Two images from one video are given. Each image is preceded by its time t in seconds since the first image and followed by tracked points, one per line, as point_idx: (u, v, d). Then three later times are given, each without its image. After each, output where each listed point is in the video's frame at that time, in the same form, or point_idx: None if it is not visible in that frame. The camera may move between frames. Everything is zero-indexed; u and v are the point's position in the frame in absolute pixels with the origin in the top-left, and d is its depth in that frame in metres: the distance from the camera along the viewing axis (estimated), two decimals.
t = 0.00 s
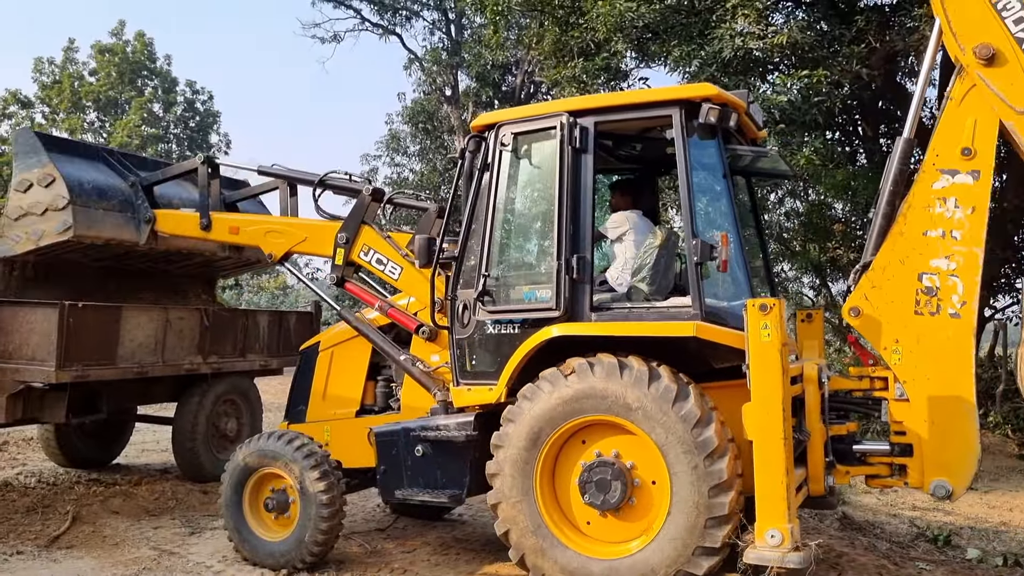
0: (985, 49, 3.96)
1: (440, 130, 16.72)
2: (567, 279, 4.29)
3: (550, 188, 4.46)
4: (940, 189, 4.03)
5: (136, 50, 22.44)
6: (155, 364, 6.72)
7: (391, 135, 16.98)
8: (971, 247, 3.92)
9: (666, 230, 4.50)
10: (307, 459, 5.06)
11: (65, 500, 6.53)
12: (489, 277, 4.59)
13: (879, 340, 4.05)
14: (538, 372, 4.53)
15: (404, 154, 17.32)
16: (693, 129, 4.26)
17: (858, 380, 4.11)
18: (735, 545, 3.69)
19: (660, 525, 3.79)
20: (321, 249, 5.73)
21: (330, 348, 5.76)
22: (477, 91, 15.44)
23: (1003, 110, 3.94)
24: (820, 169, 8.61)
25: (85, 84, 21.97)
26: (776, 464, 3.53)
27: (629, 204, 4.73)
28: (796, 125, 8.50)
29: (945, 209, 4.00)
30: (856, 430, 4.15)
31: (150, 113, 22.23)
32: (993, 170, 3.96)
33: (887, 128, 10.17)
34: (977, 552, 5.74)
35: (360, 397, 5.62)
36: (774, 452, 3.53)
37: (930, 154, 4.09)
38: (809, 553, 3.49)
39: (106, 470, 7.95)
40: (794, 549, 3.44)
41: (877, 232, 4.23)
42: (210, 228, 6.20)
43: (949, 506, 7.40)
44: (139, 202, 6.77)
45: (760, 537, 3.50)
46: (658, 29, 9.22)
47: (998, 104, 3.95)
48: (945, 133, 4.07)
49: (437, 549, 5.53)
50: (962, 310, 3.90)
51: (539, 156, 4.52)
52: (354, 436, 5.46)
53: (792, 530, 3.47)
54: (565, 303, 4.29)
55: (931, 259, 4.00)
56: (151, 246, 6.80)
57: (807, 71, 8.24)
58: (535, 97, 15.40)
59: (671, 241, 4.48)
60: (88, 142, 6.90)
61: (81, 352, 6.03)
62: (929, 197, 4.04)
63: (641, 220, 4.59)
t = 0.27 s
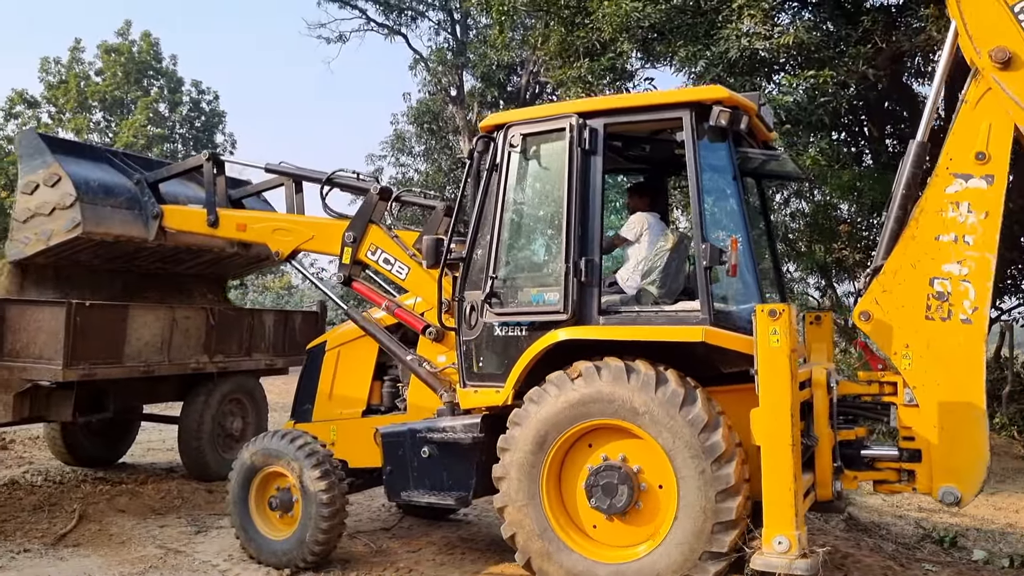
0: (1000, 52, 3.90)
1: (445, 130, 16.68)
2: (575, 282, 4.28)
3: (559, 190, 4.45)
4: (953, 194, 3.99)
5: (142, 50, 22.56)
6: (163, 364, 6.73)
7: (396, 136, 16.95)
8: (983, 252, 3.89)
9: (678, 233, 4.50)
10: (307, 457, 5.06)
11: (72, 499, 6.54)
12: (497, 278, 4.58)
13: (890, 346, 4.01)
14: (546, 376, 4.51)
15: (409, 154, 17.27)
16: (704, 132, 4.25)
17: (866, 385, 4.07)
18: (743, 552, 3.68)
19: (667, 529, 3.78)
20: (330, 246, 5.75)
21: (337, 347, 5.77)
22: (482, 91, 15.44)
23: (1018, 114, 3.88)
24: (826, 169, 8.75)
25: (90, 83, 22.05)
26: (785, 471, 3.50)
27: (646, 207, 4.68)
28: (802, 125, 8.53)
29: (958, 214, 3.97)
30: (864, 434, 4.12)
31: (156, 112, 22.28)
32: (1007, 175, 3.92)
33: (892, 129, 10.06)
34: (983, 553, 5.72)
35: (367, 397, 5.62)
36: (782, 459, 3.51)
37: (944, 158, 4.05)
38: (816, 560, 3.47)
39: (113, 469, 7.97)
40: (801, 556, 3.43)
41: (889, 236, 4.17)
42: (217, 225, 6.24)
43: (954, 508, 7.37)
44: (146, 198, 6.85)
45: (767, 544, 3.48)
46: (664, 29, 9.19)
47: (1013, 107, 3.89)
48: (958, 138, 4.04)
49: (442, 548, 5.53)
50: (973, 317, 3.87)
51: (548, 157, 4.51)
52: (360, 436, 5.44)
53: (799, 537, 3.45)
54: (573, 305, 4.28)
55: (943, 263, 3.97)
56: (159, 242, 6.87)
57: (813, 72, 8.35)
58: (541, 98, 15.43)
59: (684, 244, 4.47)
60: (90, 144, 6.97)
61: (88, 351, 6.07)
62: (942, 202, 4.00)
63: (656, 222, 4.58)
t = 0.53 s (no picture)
0: (991, 51, 3.96)
1: (453, 129, 16.75)
2: (570, 280, 4.33)
3: (553, 190, 4.49)
4: (945, 191, 4.06)
5: (151, 50, 22.70)
6: (172, 363, 6.80)
7: (405, 135, 16.92)
8: (975, 249, 3.94)
9: (673, 230, 4.54)
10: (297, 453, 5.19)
11: (83, 497, 6.62)
12: (494, 275, 4.64)
13: (883, 342, 4.05)
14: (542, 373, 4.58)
15: (418, 153, 17.22)
16: (698, 130, 4.29)
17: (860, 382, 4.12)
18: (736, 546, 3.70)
19: (664, 518, 3.81)
20: (332, 238, 5.80)
21: (336, 346, 5.83)
22: (490, 91, 15.46)
23: (1009, 112, 3.94)
24: (835, 169, 8.52)
25: (100, 83, 22.21)
26: (777, 465, 3.54)
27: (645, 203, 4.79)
28: (810, 125, 8.51)
29: (950, 211, 4.03)
30: (859, 431, 4.17)
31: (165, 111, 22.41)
32: (999, 172, 3.98)
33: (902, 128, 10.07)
34: (992, 554, 5.72)
35: (366, 395, 5.69)
36: (774, 454, 3.54)
37: (936, 156, 4.11)
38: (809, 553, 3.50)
39: (123, 467, 8.05)
40: (793, 551, 3.46)
41: (881, 234, 4.28)
42: (223, 210, 6.34)
43: (962, 509, 7.38)
44: (154, 180, 6.92)
45: (760, 538, 3.51)
46: (673, 28, 9.21)
47: (1004, 105, 3.96)
48: (951, 134, 4.10)
49: (450, 547, 5.58)
50: (965, 313, 3.91)
51: (544, 156, 4.55)
52: (358, 433, 5.48)
53: (792, 531, 3.47)
54: (568, 303, 4.32)
55: (935, 261, 4.01)
56: (165, 224, 6.95)
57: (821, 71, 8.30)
58: (548, 97, 15.39)
59: (678, 241, 4.52)
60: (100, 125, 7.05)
61: (98, 350, 6.15)
62: (934, 199, 4.07)
63: (653, 221, 4.64)
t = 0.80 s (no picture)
0: (993, 61, 3.92)
1: (464, 130, 16.54)
2: (568, 280, 4.34)
3: (554, 190, 4.51)
4: (944, 200, 4.03)
5: (165, 51, 22.86)
6: (186, 363, 6.83)
7: (416, 136, 16.66)
8: (973, 258, 3.93)
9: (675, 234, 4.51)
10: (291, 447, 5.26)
11: (97, 496, 6.67)
12: (494, 275, 4.65)
13: (877, 347, 4.09)
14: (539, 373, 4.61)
15: (430, 154, 17.05)
16: (698, 134, 4.28)
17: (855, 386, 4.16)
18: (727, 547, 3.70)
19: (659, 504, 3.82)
20: (338, 230, 5.87)
21: (339, 341, 5.84)
22: (502, 91, 15.42)
23: (1009, 122, 3.90)
24: (849, 169, 8.42)
25: (115, 84, 22.38)
26: (767, 469, 3.54)
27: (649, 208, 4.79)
28: (825, 124, 8.45)
29: (949, 220, 4.00)
30: (853, 436, 4.24)
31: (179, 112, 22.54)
32: (999, 182, 3.95)
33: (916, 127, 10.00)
34: (1010, 556, 5.68)
35: (367, 390, 5.76)
36: (764, 458, 3.54)
37: (935, 165, 4.09)
38: (797, 556, 3.50)
39: (138, 466, 8.10)
40: (781, 553, 3.45)
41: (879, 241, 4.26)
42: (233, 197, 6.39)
43: (977, 510, 7.34)
44: (166, 167, 6.98)
45: (748, 540, 3.51)
46: (686, 27, 9.18)
47: (1004, 116, 3.91)
48: (951, 143, 4.06)
49: (463, 547, 5.59)
50: (961, 321, 3.91)
51: (545, 156, 4.56)
52: (359, 429, 5.51)
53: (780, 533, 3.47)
54: (566, 302, 4.33)
55: (933, 269, 4.01)
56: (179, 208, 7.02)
57: (836, 70, 8.25)
58: (560, 97, 15.16)
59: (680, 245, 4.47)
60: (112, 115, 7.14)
61: (113, 350, 6.18)
62: (933, 208, 4.04)
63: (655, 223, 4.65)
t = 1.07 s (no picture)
0: (978, 52, 3.93)
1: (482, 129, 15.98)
2: (560, 276, 4.37)
3: (548, 187, 4.53)
4: (933, 191, 4.05)
5: (184, 52, 23.01)
6: (208, 360, 6.65)
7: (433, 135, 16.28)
8: (963, 248, 3.94)
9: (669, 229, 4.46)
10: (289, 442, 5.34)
11: (121, 492, 6.62)
12: (490, 272, 4.69)
13: (871, 341, 4.08)
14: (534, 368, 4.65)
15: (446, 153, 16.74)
16: (688, 130, 4.30)
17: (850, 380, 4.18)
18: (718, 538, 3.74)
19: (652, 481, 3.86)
20: (341, 231, 5.91)
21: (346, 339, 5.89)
22: (519, 89, 15.25)
23: (998, 112, 3.91)
24: (870, 166, 7.91)
25: (135, 84, 22.51)
26: (755, 460, 3.59)
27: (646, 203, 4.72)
28: (845, 121, 8.00)
29: (939, 211, 4.02)
30: (849, 429, 4.22)
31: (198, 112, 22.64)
32: (987, 172, 3.96)
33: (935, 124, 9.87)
34: None
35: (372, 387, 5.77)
36: (753, 449, 3.60)
37: (924, 157, 4.10)
38: (786, 545, 3.54)
39: (159, 464, 8.07)
40: (768, 542, 3.49)
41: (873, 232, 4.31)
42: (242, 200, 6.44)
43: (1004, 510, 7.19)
44: (175, 176, 6.99)
45: (736, 529, 3.57)
46: (704, 24, 8.97)
47: (992, 105, 3.93)
48: (940, 136, 4.08)
49: (482, 544, 5.54)
50: (952, 312, 3.92)
51: (538, 154, 4.59)
52: (364, 424, 5.57)
53: (767, 522, 3.52)
54: (558, 298, 4.37)
55: (923, 260, 4.02)
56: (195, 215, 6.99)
57: (856, 67, 7.88)
58: (579, 96, 14.72)
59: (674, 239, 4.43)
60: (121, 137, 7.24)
61: (136, 348, 6.04)
62: (923, 199, 4.06)
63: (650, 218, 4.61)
